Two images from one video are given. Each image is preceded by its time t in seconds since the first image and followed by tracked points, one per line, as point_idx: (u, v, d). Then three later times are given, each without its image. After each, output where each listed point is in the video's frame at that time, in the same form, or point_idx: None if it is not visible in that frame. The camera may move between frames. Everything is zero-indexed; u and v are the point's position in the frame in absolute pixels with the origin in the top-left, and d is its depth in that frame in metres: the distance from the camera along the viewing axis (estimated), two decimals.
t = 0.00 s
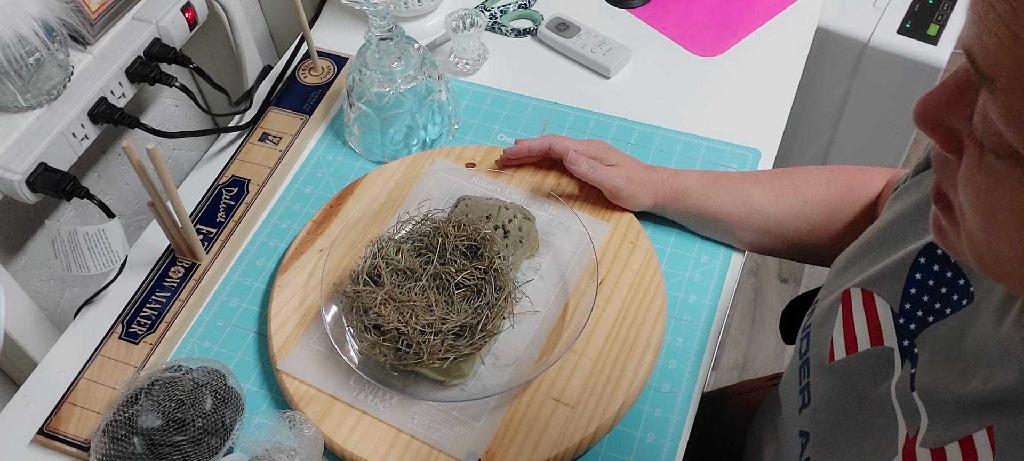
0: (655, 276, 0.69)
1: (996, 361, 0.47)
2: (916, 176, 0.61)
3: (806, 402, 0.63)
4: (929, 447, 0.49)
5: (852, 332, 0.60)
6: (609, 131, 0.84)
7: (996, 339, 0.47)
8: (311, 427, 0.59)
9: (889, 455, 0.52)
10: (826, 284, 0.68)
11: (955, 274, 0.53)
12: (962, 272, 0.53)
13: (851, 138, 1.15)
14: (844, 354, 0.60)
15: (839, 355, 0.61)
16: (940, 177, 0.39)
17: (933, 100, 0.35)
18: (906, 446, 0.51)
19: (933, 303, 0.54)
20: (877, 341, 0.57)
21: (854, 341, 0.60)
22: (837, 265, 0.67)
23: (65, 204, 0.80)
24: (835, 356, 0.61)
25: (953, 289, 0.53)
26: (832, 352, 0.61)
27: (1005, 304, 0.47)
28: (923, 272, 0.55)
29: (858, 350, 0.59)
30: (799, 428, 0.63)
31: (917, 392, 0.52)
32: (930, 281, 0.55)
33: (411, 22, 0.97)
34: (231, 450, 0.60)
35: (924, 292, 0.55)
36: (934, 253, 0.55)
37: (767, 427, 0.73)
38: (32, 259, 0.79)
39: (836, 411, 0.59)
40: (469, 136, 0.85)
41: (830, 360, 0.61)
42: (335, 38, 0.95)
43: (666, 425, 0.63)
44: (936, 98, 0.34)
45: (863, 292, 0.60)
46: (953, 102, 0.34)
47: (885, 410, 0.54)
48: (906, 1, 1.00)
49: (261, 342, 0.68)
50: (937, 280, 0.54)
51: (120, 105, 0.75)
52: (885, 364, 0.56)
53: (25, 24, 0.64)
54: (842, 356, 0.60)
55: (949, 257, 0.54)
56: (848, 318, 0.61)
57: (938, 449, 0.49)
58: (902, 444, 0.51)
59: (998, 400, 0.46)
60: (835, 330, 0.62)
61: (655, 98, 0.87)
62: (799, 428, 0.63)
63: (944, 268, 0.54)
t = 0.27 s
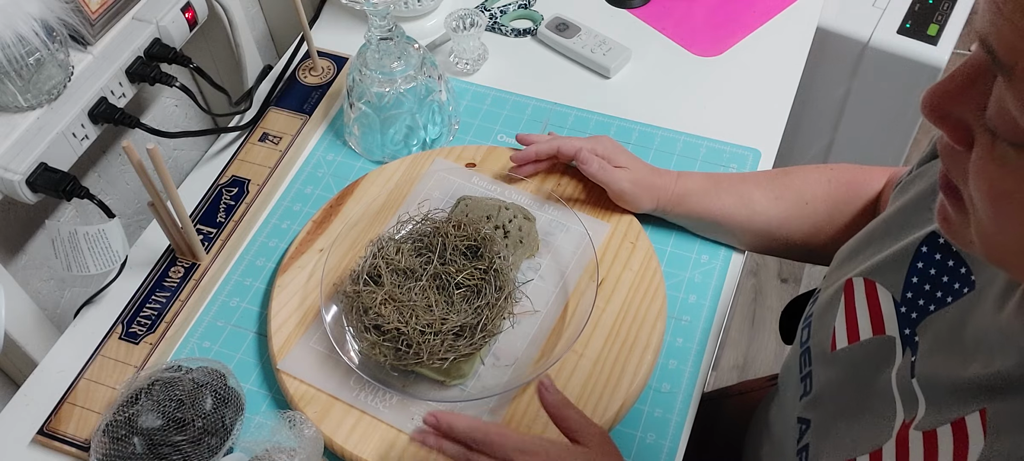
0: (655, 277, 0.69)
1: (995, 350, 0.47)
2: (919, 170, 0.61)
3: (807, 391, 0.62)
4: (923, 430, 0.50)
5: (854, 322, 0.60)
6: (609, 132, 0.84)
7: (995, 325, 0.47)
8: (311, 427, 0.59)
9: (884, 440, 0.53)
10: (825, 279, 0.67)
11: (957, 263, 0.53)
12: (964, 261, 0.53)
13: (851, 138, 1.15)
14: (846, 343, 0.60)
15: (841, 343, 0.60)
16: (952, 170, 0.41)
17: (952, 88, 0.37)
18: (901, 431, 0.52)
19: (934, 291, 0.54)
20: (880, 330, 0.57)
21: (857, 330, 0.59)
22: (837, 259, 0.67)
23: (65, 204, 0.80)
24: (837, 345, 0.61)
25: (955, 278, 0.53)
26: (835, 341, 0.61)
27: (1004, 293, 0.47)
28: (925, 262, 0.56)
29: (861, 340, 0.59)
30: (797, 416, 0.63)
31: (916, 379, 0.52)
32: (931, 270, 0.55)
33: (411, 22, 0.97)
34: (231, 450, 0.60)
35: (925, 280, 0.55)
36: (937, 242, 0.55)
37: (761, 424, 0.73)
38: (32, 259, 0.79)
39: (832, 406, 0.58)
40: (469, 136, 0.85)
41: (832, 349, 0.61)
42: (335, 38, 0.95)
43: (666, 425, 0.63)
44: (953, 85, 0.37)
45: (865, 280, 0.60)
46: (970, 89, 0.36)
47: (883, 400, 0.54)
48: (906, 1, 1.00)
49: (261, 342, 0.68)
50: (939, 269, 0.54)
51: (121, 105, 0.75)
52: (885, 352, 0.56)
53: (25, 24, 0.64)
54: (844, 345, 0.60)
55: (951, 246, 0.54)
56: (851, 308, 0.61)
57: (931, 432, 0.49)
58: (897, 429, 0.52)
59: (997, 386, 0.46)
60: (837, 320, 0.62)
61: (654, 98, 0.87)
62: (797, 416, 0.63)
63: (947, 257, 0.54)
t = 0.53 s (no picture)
0: (654, 279, 0.69)
1: (989, 334, 0.47)
2: (920, 165, 0.61)
3: (804, 380, 0.62)
4: (914, 415, 0.50)
5: (853, 313, 0.60)
6: (609, 131, 0.84)
7: (990, 312, 0.47)
8: (311, 427, 0.59)
9: (877, 426, 0.53)
10: (825, 275, 0.68)
11: (957, 254, 0.53)
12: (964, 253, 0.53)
13: (851, 138, 1.15)
14: (845, 334, 0.60)
15: (840, 334, 0.60)
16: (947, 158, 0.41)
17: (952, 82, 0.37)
18: (893, 417, 0.52)
19: (934, 283, 0.54)
20: (879, 321, 0.57)
21: (856, 321, 0.59)
22: (836, 255, 0.67)
23: (65, 204, 0.80)
24: (836, 335, 0.61)
25: (955, 270, 0.53)
26: (834, 332, 0.61)
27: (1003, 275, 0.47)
28: (925, 254, 0.56)
29: (860, 329, 0.59)
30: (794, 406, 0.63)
31: (912, 368, 0.52)
32: (932, 262, 0.55)
33: (411, 22, 0.97)
34: (231, 450, 0.60)
35: (925, 272, 0.55)
36: (937, 234, 0.55)
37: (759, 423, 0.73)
38: (32, 259, 0.79)
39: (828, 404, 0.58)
40: (469, 135, 0.85)
41: (832, 339, 0.61)
42: (335, 38, 0.95)
43: (666, 426, 0.63)
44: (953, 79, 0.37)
45: (866, 273, 0.60)
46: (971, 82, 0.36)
47: (879, 392, 0.54)
48: (906, 1, 1.00)
49: (261, 342, 0.68)
50: (939, 261, 0.54)
51: (121, 105, 0.75)
52: (882, 342, 0.56)
53: (25, 24, 0.64)
54: (843, 335, 0.60)
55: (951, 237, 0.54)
56: (850, 299, 0.61)
57: (922, 417, 0.49)
58: (891, 415, 0.52)
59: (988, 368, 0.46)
60: (837, 311, 0.62)
61: (655, 99, 0.87)
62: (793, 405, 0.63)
63: (947, 249, 0.54)
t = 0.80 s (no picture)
0: (654, 279, 0.69)
1: (991, 334, 0.47)
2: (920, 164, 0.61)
3: (804, 380, 0.62)
4: (917, 416, 0.50)
5: (854, 311, 0.60)
6: (609, 132, 0.84)
7: (992, 312, 0.47)
8: (311, 427, 0.59)
9: (880, 427, 0.52)
10: (824, 275, 0.67)
11: (958, 255, 0.53)
12: (965, 253, 0.52)
13: (851, 138, 1.15)
14: (846, 333, 0.60)
15: (840, 333, 0.60)
16: (944, 160, 0.41)
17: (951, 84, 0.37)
18: (895, 418, 0.52)
19: (935, 283, 0.54)
20: (879, 320, 0.57)
21: (856, 320, 0.59)
22: (835, 254, 0.67)
23: (65, 204, 0.80)
24: (836, 335, 0.60)
25: (955, 269, 0.53)
26: (835, 331, 0.61)
27: (1003, 274, 0.47)
28: (926, 254, 0.55)
29: (860, 329, 0.58)
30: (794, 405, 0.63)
31: (912, 367, 0.52)
32: (933, 263, 0.55)
33: (411, 22, 0.97)
34: (231, 451, 0.60)
35: (926, 273, 0.55)
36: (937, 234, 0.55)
37: (760, 423, 0.73)
38: (31, 259, 0.79)
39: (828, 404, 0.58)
40: (469, 136, 0.85)
41: (832, 338, 0.61)
42: (335, 38, 0.95)
43: (666, 426, 0.62)
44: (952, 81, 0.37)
45: (867, 272, 0.60)
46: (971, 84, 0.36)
47: (881, 392, 0.54)
48: (906, 1, 1.00)
49: (261, 342, 0.68)
50: (940, 261, 0.54)
51: (120, 105, 0.75)
52: (884, 341, 0.56)
53: (25, 24, 0.64)
54: (844, 334, 0.60)
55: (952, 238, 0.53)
56: (851, 298, 0.60)
57: (925, 418, 0.49)
58: (893, 415, 0.52)
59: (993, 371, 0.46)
60: (838, 310, 0.62)
61: (655, 98, 0.87)
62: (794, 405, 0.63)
63: (948, 249, 0.54)
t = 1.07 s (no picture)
0: (654, 271, 0.70)
1: (991, 337, 0.47)
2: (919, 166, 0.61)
3: (805, 384, 0.62)
4: (918, 420, 0.50)
5: (854, 315, 0.60)
6: (609, 132, 0.84)
7: (991, 314, 0.47)
8: (311, 427, 0.59)
9: (880, 431, 0.53)
10: (824, 276, 0.67)
11: (958, 258, 0.53)
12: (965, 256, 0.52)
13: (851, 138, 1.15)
14: (846, 336, 0.60)
15: (840, 337, 0.60)
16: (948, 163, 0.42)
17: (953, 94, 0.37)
18: (896, 422, 0.52)
19: (934, 286, 0.54)
20: (879, 323, 0.57)
21: (856, 323, 0.59)
22: (834, 255, 0.67)
23: (65, 204, 0.80)
24: (836, 338, 0.61)
25: (955, 273, 0.52)
26: (835, 334, 0.61)
27: (1002, 279, 0.47)
28: (927, 257, 0.55)
29: (860, 332, 0.58)
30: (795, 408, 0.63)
31: (912, 371, 0.52)
32: (933, 266, 0.55)
33: (411, 22, 0.97)
34: (231, 451, 0.60)
35: (927, 276, 0.55)
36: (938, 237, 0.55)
37: (760, 424, 0.73)
38: (32, 259, 0.79)
39: (831, 404, 0.58)
40: (470, 136, 0.85)
41: (832, 341, 0.61)
42: (335, 38, 0.95)
43: (666, 426, 0.62)
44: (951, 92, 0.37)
45: (867, 275, 0.60)
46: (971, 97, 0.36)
47: (881, 394, 0.54)
48: (906, 1, 1.00)
49: (261, 342, 0.68)
50: (940, 264, 0.54)
51: (120, 105, 0.75)
52: (884, 345, 0.56)
53: (25, 24, 0.64)
54: (843, 338, 0.60)
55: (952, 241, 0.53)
56: (851, 301, 0.61)
57: (925, 422, 0.49)
58: (894, 419, 0.52)
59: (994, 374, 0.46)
60: (837, 313, 0.62)
61: (655, 99, 0.87)
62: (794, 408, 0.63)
63: (948, 252, 0.53)
